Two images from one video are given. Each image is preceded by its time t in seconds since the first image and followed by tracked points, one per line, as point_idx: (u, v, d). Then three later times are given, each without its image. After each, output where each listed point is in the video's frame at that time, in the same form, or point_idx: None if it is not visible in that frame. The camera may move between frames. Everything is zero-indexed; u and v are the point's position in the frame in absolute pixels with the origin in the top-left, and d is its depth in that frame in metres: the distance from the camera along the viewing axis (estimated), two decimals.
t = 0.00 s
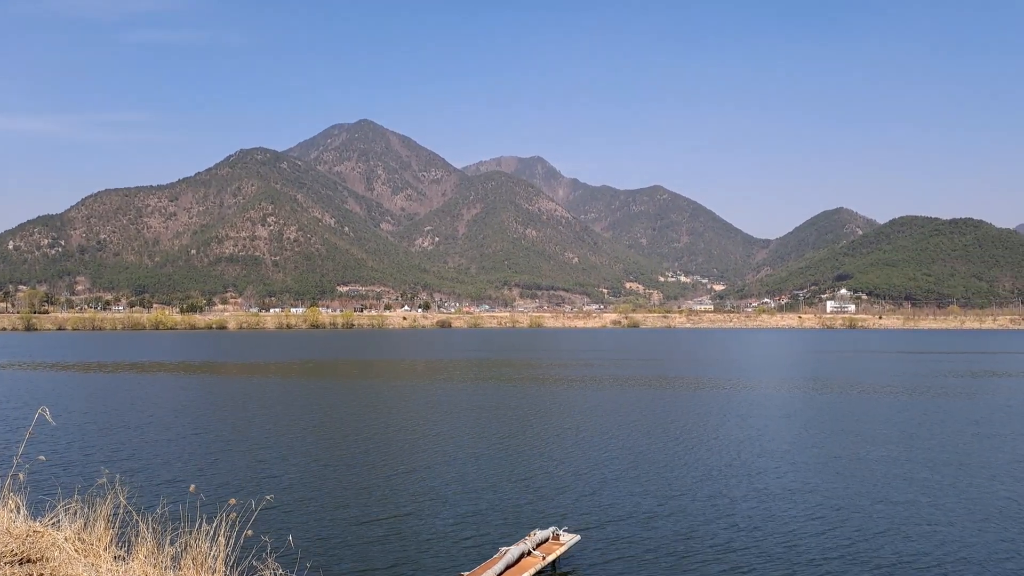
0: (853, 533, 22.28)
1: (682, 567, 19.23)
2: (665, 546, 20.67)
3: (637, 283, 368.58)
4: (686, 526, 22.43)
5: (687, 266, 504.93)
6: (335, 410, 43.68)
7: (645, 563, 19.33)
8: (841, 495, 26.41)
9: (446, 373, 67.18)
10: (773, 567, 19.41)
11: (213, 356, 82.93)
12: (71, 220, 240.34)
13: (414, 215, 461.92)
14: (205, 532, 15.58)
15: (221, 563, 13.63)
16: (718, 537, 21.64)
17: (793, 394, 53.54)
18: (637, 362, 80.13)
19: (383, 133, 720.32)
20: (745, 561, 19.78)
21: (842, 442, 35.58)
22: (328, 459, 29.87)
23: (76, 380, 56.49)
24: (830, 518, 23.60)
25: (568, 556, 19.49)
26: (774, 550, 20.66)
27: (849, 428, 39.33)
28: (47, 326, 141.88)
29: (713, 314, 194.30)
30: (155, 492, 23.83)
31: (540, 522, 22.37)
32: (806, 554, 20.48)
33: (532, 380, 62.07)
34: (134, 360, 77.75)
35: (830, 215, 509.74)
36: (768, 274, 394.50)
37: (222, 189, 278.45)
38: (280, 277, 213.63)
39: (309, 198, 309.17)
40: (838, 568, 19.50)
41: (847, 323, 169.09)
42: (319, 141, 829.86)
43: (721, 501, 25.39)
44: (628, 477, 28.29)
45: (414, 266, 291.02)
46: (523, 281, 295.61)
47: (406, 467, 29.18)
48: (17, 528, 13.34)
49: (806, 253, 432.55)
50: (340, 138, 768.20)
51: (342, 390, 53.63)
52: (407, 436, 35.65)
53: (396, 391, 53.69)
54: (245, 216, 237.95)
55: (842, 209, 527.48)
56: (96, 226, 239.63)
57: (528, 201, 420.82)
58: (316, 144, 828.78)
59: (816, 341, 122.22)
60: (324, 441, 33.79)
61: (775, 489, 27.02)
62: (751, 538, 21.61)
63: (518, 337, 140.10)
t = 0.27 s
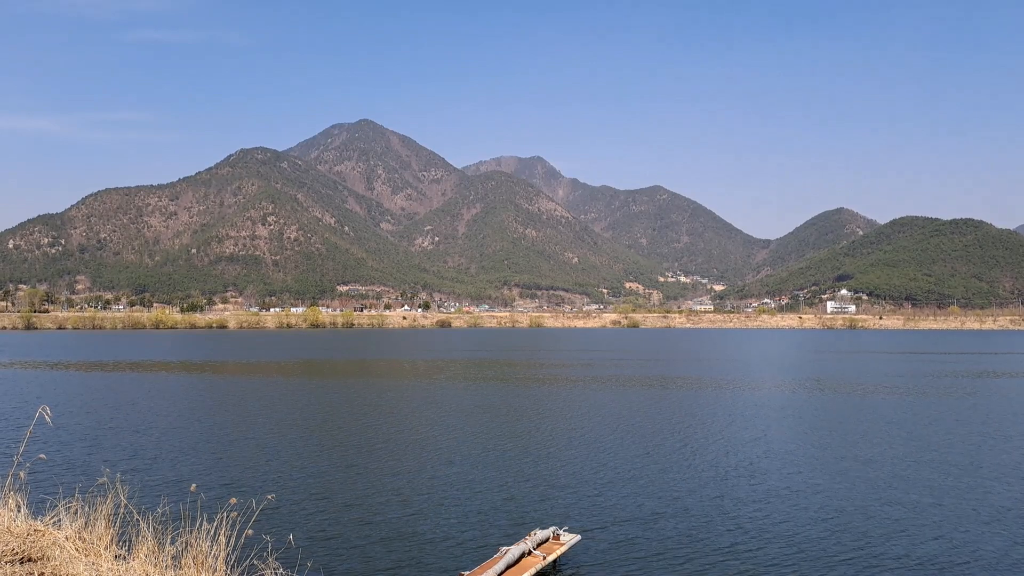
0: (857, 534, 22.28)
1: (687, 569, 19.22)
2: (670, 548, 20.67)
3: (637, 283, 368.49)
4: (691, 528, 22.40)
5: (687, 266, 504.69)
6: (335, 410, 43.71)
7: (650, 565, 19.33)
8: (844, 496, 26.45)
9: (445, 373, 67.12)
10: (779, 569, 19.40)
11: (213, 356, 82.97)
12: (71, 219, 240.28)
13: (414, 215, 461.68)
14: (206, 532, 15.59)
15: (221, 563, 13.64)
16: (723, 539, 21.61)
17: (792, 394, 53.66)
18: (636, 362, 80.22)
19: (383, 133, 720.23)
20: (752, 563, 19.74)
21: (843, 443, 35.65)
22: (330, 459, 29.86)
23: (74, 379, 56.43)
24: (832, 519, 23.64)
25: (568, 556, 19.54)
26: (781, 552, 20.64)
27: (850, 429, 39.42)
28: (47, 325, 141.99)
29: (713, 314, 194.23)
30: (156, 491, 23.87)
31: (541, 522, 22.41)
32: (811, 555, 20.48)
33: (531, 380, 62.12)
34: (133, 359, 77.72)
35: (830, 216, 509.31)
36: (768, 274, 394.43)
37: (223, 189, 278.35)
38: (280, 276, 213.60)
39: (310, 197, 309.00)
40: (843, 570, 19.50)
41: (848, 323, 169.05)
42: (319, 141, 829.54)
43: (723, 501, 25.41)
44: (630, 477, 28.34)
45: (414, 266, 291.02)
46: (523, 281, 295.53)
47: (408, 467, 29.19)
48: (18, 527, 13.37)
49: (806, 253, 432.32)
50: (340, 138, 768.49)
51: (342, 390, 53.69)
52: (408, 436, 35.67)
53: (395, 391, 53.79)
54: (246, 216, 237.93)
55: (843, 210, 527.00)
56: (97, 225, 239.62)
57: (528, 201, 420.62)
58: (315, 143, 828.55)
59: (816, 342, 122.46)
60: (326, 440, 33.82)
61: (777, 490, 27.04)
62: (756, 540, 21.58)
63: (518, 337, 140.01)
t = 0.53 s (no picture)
0: (862, 535, 22.39)
1: (692, 569, 19.26)
2: (676, 550, 20.70)
3: (638, 284, 368.35)
4: (696, 529, 22.46)
5: (687, 267, 504.47)
6: (337, 410, 43.73)
7: (653, 566, 19.38)
8: (848, 497, 26.49)
9: (446, 372, 67.13)
10: (785, 569, 19.48)
11: (213, 355, 82.96)
12: (72, 219, 240.30)
13: (414, 215, 461.58)
14: (207, 531, 15.65)
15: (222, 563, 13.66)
16: (728, 539, 21.64)
17: (793, 394, 53.79)
18: (636, 363, 80.32)
19: (384, 133, 720.20)
20: (758, 563, 19.85)
21: (847, 443, 35.69)
22: (334, 460, 29.90)
23: (74, 379, 56.36)
24: (837, 521, 23.68)
25: (569, 556, 19.61)
26: (785, 552, 20.72)
27: (852, 430, 39.49)
28: (48, 325, 142.06)
29: (714, 314, 194.12)
30: (159, 491, 23.92)
31: (543, 523, 22.48)
32: (818, 556, 20.53)
33: (530, 380, 62.19)
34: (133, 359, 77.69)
35: (831, 216, 508.94)
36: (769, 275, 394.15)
37: (224, 189, 278.40)
38: (281, 276, 213.61)
39: (310, 197, 309.00)
40: (849, 571, 19.55)
41: (849, 323, 169.01)
42: (320, 141, 829.63)
43: (727, 503, 25.45)
44: (634, 478, 28.36)
45: (415, 266, 291.11)
46: (524, 282, 295.46)
47: (412, 466, 29.26)
48: (19, 527, 13.42)
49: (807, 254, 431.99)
50: (341, 138, 767.89)
51: (343, 390, 53.71)
52: (411, 436, 35.69)
53: (397, 391, 53.87)
54: (247, 216, 238.01)
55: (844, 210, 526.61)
56: (98, 225, 239.71)
57: (529, 201, 420.48)
58: (316, 143, 829.07)
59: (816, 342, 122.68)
60: (329, 440, 33.86)
61: (782, 491, 27.07)
62: (762, 540, 21.63)
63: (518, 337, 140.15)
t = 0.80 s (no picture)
0: (868, 535, 22.44)
1: (698, 570, 19.27)
2: (683, 551, 20.69)
3: (639, 283, 368.34)
4: (702, 530, 22.49)
5: (688, 266, 504.23)
6: (340, 409, 43.70)
7: (659, 567, 19.43)
8: (853, 498, 26.54)
9: (447, 372, 67.20)
10: (792, 570, 19.51)
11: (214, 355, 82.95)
12: (74, 218, 240.52)
13: (415, 215, 461.71)
14: (210, 530, 15.72)
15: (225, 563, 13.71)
16: (734, 540, 21.67)
17: (795, 394, 53.83)
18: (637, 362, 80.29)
19: (384, 132, 720.23)
20: (765, 564, 19.88)
21: (851, 444, 35.73)
22: (339, 459, 29.89)
23: (75, 379, 56.32)
24: (842, 521, 23.75)
25: (572, 557, 19.67)
26: (792, 554, 20.75)
27: (856, 430, 39.53)
28: (50, 324, 142.21)
29: (715, 314, 194.15)
30: (163, 490, 23.98)
31: (547, 523, 22.52)
32: (825, 558, 20.53)
33: (532, 380, 62.18)
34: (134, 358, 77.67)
35: (832, 216, 508.69)
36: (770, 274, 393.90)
37: (225, 189, 278.58)
38: (282, 276, 213.75)
39: (311, 197, 309.26)
40: (856, 572, 19.57)
41: (850, 323, 168.93)
42: (321, 141, 830.11)
43: (733, 503, 25.51)
44: (639, 479, 28.38)
45: (415, 266, 291.10)
46: (525, 281, 295.47)
47: (417, 467, 29.28)
48: (23, 527, 13.47)
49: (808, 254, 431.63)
50: (341, 138, 768.18)
51: (346, 389, 53.72)
52: (416, 436, 35.68)
53: (399, 390, 53.93)
54: (248, 215, 238.21)
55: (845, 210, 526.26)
56: (99, 224, 239.97)
57: (530, 200, 420.42)
58: (316, 143, 829.69)
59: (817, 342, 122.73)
60: (333, 440, 33.88)
61: (788, 491, 27.10)
62: (768, 542, 21.67)
63: (518, 336, 140.27)
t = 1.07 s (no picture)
0: (875, 536, 22.42)
1: (705, 571, 19.26)
2: (690, 551, 20.69)
3: (640, 283, 368.06)
4: (707, 530, 22.50)
5: (690, 266, 503.76)
6: (343, 409, 43.68)
7: (663, 567, 19.46)
8: (859, 498, 26.52)
9: (449, 372, 67.25)
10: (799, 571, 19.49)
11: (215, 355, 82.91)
12: (76, 218, 240.78)
13: (416, 215, 461.70)
14: (213, 530, 15.73)
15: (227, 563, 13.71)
16: (741, 540, 21.68)
17: (799, 394, 53.77)
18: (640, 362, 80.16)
19: (386, 132, 719.98)
20: (772, 564, 19.90)
21: (856, 443, 35.71)
22: (343, 459, 29.89)
23: (77, 379, 56.37)
24: (847, 521, 23.76)
25: (574, 556, 19.73)
26: (799, 554, 20.76)
27: (860, 430, 39.47)
28: (52, 324, 142.39)
29: (716, 313, 194.15)
30: (166, 490, 24.02)
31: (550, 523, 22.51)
32: (832, 558, 20.52)
33: (534, 380, 62.12)
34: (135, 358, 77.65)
35: (834, 215, 508.02)
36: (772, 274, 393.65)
37: (227, 189, 278.90)
38: (283, 276, 213.91)
39: (313, 197, 309.33)
40: (861, 572, 19.60)
41: (852, 322, 168.76)
42: (322, 141, 830.15)
43: (738, 503, 25.51)
44: (643, 479, 28.40)
45: (416, 266, 291.03)
46: (526, 281, 295.40)
47: (421, 467, 29.27)
48: (26, 526, 13.49)
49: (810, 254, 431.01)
50: (342, 139, 767.65)
51: (348, 389, 53.73)
52: (420, 436, 35.63)
53: (401, 390, 53.96)
54: (250, 215, 238.37)
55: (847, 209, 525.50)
56: (101, 224, 240.25)
57: (531, 200, 420.27)
58: (317, 143, 829.84)
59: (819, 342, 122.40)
60: (337, 440, 33.89)
61: (793, 492, 27.10)
62: (774, 542, 21.67)
63: (519, 335, 140.24)
